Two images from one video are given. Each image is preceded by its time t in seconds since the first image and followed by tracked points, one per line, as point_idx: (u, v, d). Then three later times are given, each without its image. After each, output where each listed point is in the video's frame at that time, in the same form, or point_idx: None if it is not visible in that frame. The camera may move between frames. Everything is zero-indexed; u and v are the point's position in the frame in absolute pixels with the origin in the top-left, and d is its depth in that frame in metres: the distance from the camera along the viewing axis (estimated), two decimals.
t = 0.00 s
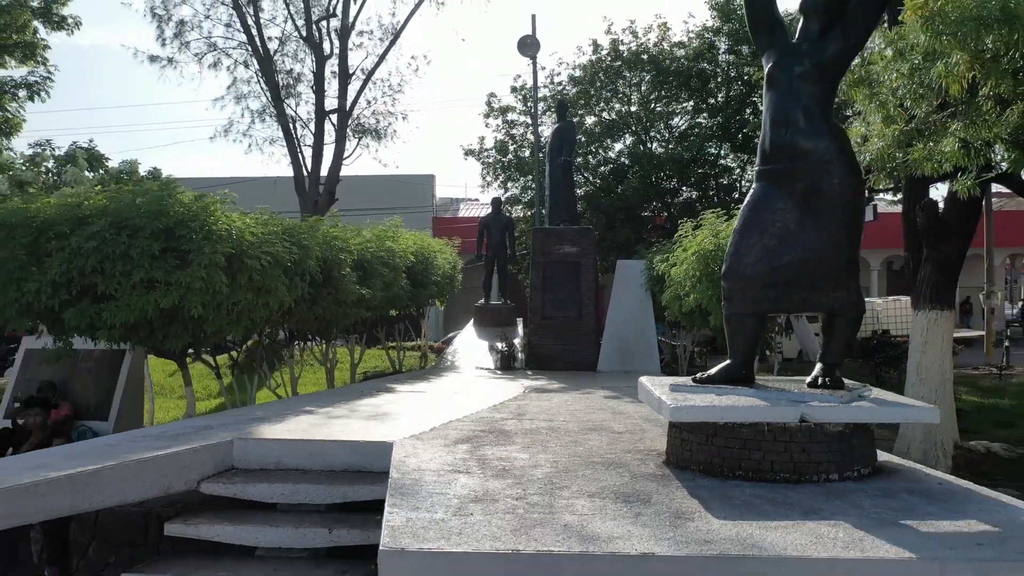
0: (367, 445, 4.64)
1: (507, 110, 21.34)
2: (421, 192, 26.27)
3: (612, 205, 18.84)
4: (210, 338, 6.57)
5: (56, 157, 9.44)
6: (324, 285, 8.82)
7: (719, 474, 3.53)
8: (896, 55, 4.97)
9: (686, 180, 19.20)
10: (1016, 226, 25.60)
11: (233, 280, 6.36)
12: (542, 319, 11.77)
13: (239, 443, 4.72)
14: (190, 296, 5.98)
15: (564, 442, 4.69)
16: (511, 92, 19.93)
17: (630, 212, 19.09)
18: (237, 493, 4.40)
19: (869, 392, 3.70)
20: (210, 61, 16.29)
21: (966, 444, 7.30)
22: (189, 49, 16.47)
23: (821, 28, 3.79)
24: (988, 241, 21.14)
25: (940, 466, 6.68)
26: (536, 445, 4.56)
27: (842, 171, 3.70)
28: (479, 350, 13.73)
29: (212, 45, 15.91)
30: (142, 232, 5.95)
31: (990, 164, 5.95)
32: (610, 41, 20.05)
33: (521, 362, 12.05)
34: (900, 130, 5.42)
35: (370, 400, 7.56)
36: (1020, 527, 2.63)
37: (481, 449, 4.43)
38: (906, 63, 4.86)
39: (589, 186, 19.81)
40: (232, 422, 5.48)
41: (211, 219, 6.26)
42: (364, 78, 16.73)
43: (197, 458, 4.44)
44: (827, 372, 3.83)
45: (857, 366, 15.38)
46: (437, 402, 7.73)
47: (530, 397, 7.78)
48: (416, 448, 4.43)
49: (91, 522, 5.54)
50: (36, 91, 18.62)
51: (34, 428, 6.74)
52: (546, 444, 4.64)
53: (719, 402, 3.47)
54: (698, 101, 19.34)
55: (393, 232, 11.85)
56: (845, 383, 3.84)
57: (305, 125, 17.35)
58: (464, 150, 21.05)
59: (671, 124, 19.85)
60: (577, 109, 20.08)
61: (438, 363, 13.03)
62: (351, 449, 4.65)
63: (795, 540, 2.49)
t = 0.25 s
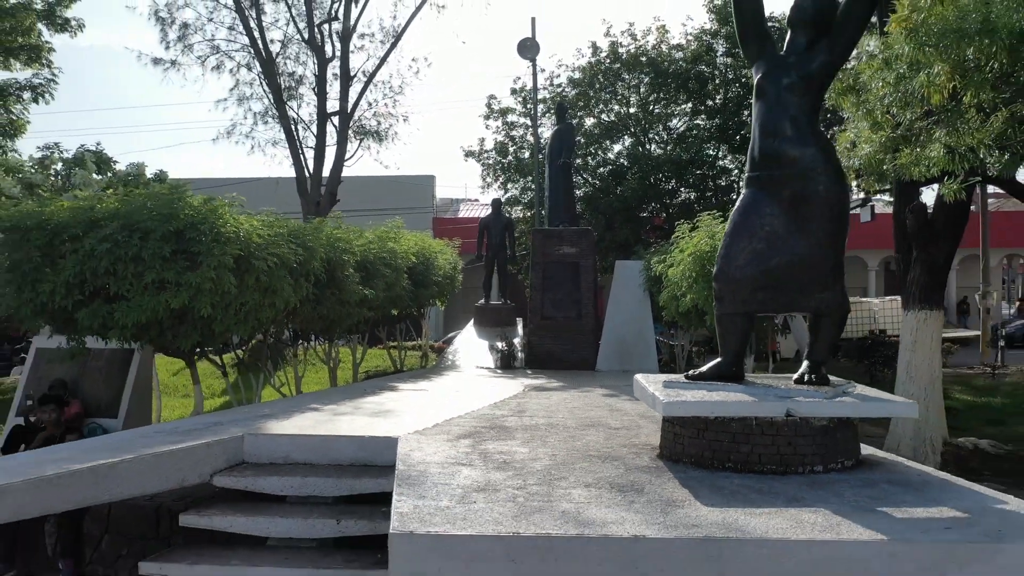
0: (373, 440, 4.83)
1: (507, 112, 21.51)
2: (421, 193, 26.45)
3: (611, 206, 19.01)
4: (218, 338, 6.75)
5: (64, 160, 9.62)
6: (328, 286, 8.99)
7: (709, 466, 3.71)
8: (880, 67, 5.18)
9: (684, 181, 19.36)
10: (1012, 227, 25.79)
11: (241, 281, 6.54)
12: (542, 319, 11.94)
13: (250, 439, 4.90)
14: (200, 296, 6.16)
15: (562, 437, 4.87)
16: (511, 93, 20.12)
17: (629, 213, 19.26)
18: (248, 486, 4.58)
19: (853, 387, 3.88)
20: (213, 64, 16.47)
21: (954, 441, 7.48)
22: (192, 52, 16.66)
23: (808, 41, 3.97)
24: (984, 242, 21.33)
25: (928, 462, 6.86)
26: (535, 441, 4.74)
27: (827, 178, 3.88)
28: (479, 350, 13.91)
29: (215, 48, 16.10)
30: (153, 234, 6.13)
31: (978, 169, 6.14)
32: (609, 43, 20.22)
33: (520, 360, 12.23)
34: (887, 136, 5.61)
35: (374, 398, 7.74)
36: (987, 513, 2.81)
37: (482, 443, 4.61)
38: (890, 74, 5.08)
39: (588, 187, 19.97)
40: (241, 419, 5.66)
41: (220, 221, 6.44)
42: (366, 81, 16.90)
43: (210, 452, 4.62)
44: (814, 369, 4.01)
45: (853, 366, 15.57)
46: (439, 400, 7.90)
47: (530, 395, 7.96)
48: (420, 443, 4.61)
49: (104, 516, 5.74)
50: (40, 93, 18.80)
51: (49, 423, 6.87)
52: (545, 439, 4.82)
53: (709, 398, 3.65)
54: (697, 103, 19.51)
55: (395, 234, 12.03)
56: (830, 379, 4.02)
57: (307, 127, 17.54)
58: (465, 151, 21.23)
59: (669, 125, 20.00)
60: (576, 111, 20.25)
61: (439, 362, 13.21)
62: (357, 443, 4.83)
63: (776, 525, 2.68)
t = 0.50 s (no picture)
0: (378, 435, 5.03)
1: (507, 114, 21.72)
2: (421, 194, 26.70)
3: (610, 207, 19.22)
4: (226, 338, 6.95)
5: (73, 163, 9.84)
6: (332, 286, 9.19)
7: (698, 458, 3.92)
8: (864, 78, 5.40)
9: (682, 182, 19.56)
10: (1007, 228, 26.01)
11: (249, 282, 6.74)
12: (541, 319, 12.14)
13: (260, 434, 5.11)
14: (210, 297, 6.36)
15: (559, 432, 5.08)
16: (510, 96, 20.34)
17: (628, 214, 19.47)
18: (260, 479, 4.79)
19: (836, 383, 4.09)
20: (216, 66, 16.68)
21: (942, 437, 7.70)
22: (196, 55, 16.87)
23: (793, 55, 4.18)
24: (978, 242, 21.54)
25: (916, 457, 7.07)
26: (533, 435, 4.95)
27: (811, 184, 4.08)
28: (480, 349, 14.12)
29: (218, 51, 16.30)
30: (165, 236, 6.33)
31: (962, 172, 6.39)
32: (607, 46, 20.43)
33: (520, 360, 12.45)
34: (872, 143, 5.83)
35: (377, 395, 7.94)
36: (953, 499, 3.03)
37: (483, 438, 4.82)
38: (874, 84, 5.30)
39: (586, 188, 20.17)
40: (250, 415, 5.86)
41: (228, 224, 6.64)
42: (367, 83, 17.11)
43: (223, 446, 4.82)
44: (798, 366, 4.22)
45: (848, 365, 15.79)
46: (441, 398, 8.10)
47: (529, 393, 8.16)
48: (423, 438, 4.82)
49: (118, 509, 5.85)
50: (44, 95, 19.01)
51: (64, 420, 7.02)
52: (543, 434, 5.03)
53: (698, 394, 3.85)
54: (694, 105, 19.71)
55: (397, 235, 12.24)
56: (814, 376, 4.23)
57: (310, 129, 17.76)
58: (465, 153, 21.44)
59: (668, 127, 20.20)
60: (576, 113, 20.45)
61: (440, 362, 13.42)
62: (363, 438, 5.04)
63: (757, 509, 2.89)
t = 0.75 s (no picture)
0: (383, 431, 5.21)
1: (507, 115, 21.90)
2: (421, 194, 26.90)
3: (608, 208, 19.40)
4: (232, 337, 7.13)
5: (80, 166, 10.02)
6: (336, 287, 9.38)
7: (690, 451, 4.10)
8: (852, 85, 5.57)
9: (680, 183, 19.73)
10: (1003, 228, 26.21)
11: (255, 283, 6.92)
12: (541, 319, 12.30)
13: (268, 430, 5.28)
14: (217, 297, 6.54)
15: (557, 428, 5.25)
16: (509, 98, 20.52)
17: (626, 215, 19.64)
18: (268, 473, 4.96)
19: (822, 381, 4.27)
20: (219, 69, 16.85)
21: (931, 434, 7.87)
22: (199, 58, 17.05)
23: (781, 66, 4.35)
24: (974, 243, 21.73)
25: (905, 454, 7.25)
26: (532, 431, 5.12)
27: (798, 190, 4.26)
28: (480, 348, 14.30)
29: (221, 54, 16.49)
30: (174, 239, 6.51)
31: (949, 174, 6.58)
32: (606, 48, 20.60)
33: (519, 359, 12.63)
34: (860, 150, 6.02)
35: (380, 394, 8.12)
36: (927, 488, 3.21)
37: (484, 433, 4.99)
38: (861, 92, 5.48)
39: (585, 189, 20.35)
40: (257, 412, 6.04)
41: (235, 227, 6.82)
42: (367, 85, 17.29)
43: (232, 442, 5.03)
44: (786, 364, 4.40)
45: (843, 365, 15.96)
46: (443, 396, 8.27)
47: (528, 391, 8.34)
48: (426, 433, 4.99)
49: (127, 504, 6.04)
50: (48, 97, 19.20)
51: (74, 419, 7.19)
52: (542, 430, 5.20)
53: (689, 390, 4.02)
54: (692, 107, 19.87)
55: (398, 236, 12.43)
56: (801, 374, 4.40)
57: (311, 131, 17.94)
58: (465, 154, 21.62)
59: (666, 128, 20.37)
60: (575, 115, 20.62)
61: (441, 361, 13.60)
62: (368, 434, 5.21)
63: (742, 497, 3.07)
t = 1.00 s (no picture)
0: (387, 427, 5.41)
1: (507, 117, 22.10)
2: (421, 195, 27.12)
3: (607, 210, 19.61)
4: (240, 337, 7.33)
5: (88, 169, 10.22)
6: (339, 288, 9.58)
7: (681, 445, 4.30)
8: (838, 94, 5.77)
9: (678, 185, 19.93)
10: (999, 229, 26.44)
11: (262, 283, 7.12)
12: (539, 319, 12.46)
13: (277, 426, 5.48)
14: (226, 297, 6.75)
15: (555, 424, 5.45)
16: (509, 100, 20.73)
17: (625, 216, 19.84)
18: (278, 467, 5.17)
19: (808, 378, 4.47)
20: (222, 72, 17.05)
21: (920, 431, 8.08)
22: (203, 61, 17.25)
23: (769, 78, 4.56)
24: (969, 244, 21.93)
25: (893, 450, 7.46)
26: (531, 427, 5.32)
27: (784, 195, 4.47)
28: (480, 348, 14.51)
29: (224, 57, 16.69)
30: (184, 241, 6.72)
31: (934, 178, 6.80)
32: (605, 51, 20.81)
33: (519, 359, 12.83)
34: (847, 155, 6.23)
35: (383, 392, 8.32)
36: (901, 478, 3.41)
37: (484, 429, 5.19)
38: (847, 100, 5.68)
39: (584, 190, 20.54)
40: (265, 409, 6.24)
41: (243, 230, 7.03)
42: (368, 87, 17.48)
43: (243, 437, 5.23)
44: (773, 362, 4.60)
45: (839, 365, 16.17)
46: (444, 394, 8.47)
47: (527, 390, 8.53)
48: (429, 429, 5.19)
49: (139, 499, 6.31)
50: (53, 100, 19.39)
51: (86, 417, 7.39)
52: (540, 426, 5.40)
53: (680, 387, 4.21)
54: (690, 109, 20.08)
55: (399, 237, 12.63)
56: (787, 371, 4.61)
57: (313, 133, 18.14)
58: (465, 156, 21.82)
59: (664, 130, 20.57)
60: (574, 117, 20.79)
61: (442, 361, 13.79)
62: (373, 430, 5.41)
63: (728, 485, 3.28)
